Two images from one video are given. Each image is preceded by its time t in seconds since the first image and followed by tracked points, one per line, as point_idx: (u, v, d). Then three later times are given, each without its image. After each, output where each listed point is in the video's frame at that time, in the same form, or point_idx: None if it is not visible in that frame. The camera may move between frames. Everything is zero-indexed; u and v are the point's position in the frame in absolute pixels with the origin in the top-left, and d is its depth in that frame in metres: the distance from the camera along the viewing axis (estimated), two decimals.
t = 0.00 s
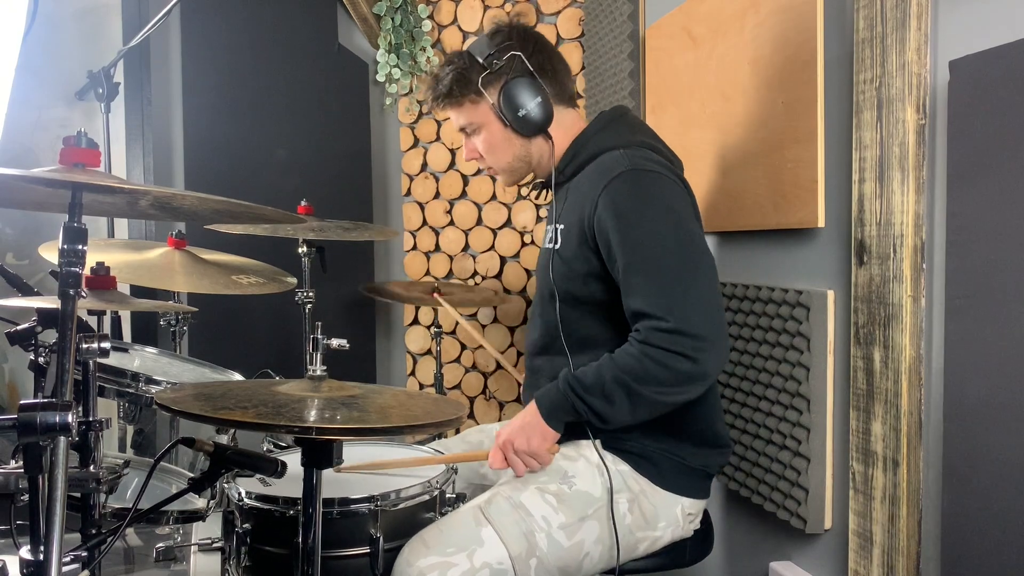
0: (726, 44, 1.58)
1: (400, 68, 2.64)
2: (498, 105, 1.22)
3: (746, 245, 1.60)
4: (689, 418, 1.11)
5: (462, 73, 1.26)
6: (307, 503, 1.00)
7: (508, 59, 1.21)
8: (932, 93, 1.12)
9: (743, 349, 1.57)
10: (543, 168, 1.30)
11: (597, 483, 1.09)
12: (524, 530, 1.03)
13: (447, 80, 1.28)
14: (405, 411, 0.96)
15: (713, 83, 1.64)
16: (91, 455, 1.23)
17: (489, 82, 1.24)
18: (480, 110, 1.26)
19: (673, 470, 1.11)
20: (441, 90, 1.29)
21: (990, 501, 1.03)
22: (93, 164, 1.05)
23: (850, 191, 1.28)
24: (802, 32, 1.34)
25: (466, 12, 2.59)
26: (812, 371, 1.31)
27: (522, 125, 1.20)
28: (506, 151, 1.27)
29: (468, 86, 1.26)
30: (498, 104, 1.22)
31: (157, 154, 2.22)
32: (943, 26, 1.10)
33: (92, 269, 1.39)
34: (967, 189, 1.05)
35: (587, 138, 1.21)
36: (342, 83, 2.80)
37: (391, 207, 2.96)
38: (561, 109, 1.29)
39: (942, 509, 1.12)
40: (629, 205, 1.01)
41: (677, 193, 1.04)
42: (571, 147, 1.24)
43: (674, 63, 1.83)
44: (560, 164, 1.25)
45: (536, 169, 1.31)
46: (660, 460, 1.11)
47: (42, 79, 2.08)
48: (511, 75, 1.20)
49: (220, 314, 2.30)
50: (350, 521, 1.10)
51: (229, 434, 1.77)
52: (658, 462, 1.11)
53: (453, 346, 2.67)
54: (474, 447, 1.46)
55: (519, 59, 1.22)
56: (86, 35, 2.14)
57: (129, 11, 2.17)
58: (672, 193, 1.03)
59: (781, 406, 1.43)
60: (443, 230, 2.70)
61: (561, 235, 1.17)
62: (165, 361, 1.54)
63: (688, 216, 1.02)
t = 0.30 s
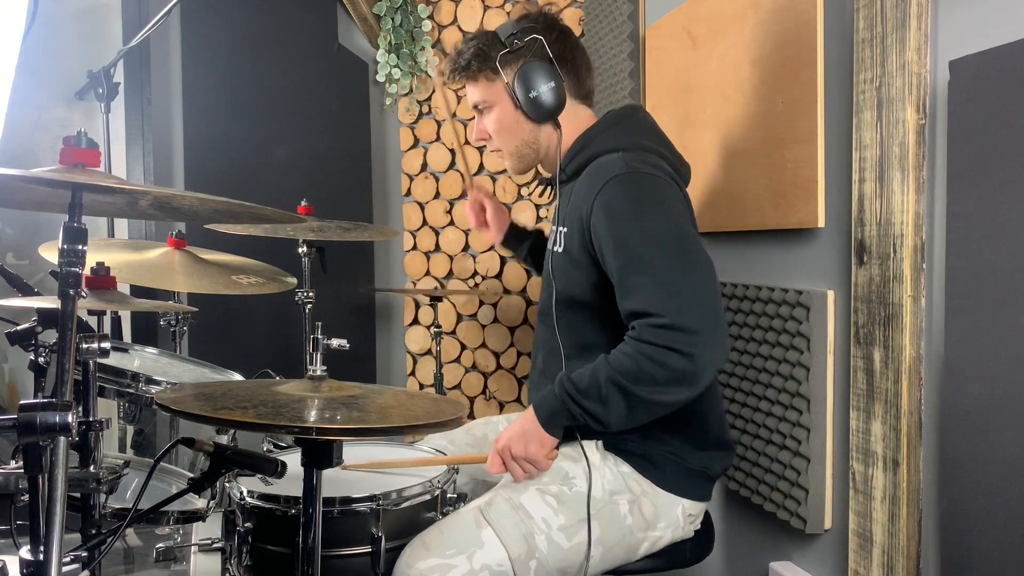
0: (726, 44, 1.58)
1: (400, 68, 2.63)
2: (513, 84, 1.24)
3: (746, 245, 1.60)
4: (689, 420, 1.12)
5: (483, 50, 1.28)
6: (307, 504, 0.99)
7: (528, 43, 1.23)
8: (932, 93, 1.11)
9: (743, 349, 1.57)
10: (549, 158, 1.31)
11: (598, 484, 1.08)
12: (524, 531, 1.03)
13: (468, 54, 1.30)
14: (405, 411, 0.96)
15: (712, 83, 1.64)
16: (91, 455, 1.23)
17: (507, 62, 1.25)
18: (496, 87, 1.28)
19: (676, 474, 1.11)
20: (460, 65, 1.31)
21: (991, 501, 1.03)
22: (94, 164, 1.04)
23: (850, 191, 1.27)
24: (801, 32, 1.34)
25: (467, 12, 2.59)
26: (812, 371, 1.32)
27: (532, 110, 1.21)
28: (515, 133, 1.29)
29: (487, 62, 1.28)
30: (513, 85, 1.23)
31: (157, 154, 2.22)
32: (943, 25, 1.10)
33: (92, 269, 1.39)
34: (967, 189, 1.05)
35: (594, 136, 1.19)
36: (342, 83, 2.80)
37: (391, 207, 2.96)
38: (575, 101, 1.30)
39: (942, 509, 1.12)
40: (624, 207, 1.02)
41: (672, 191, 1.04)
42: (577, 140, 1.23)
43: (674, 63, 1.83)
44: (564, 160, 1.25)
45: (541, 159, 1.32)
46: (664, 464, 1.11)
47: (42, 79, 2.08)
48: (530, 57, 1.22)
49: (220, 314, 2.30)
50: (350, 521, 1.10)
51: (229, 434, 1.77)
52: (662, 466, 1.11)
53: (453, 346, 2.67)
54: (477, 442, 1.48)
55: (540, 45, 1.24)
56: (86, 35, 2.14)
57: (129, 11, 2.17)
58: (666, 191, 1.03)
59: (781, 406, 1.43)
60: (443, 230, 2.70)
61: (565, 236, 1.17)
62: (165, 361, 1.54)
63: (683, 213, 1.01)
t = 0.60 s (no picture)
0: (726, 44, 1.58)
1: (400, 68, 2.66)
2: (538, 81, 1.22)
3: (746, 246, 1.60)
4: (695, 422, 1.10)
5: (510, 37, 1.26)
6: (306, 504, 0.99)
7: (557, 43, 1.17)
8: (932, 93, 1.11)
9: (743, 349, 1.57)
10: (550, 153, 1.36)
11: (603, 491, 1.08)
12: (522, 533, 1.04)
13: (495, 35, 1.28)
14: (405, 411, 0.96)
15: (712, 83, 1.64)
16: (91, 455, 1.23)
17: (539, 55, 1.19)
18: (519, 77, 1.29)
19: (684, 480, 1.10)
20: (485, 45, 1.30)
21: (991, 501, 1.03)
22: (93, 164, 1.04)
23: (849, 191, 1.27)
24: (801, 32, 1.34)
25: (466, 12, 2.58)
26: (812, 371, 1.32)
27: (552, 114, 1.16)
28: (528, 124, 1.32)
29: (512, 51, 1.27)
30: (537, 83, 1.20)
31: (157, 153, 2.22)
32: (942, 25, 1.10)
33: (92, 269, 1.38)
34: (967, 190, 1.05)
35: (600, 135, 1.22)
36: (342, 83, 2.80)
37: (391, 207, 2.96)
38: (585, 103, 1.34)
39: (942, 510, 1.12)
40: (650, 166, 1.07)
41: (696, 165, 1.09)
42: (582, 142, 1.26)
43: (674, 63, 1.83)
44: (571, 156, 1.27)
45: (543, 153, 1.37)
46: (672, 471, 1.09)
47: (42, 79, 2.08)
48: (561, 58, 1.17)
49: (221, 314, 2.30)
50: (350, 521, 1.10)
51: (229, 434, 1.77)
52: (669, 471, 1.10)
53: (453, 347, 2.68)
54: (477, 449, 1.47)
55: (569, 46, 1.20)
56: (86, 34, 2.14)
57: (129, 11, 2.17)
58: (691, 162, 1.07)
59: (781, 406, 1.43)
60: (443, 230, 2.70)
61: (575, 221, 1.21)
62: (165, 361, 1.54)
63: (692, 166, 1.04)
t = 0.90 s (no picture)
0: (726, 44, 1.58)
1: (400, 68, 2.67)
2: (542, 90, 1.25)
3: (747, 245, 1.60)
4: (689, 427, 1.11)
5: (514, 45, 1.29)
6: (307, 504, 1.00)
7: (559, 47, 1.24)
8: (932, 93, 1.11)
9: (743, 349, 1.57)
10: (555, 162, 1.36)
11: (606, 493, 1.09)
12: (524, 534, 1.04)
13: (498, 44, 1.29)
14: (405, 412, 0.96)
15: (712, 83, 1.64)
16: (91, 455, 1.23)
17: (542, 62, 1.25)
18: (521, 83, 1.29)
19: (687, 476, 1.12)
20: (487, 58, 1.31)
21: (991, 502, 1.03)
22: (94, 165, 1.05)
23: (849, 191, 1.27)
24: (801, 32, 1.34)
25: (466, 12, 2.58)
26: (812, 372, 1.32)
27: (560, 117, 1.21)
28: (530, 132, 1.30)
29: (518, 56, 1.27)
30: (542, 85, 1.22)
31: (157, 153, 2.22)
32: (942, 25, 1.10)
33: (93, 269, 1.39)
34: (968, 190, 1.05)
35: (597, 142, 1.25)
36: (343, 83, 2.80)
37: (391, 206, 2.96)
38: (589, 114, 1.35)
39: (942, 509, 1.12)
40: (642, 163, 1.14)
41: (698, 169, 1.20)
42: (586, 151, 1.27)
43: (674, 63, 1.83)
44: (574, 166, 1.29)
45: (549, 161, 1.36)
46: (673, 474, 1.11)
47: (42, 79, 2.08)
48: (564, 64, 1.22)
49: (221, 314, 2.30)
50: (350, 521, 1.10)
51: (229, 433, 1.77)
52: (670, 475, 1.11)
53: (453, 347, 2.68)
54: (482, 442, 1.48)
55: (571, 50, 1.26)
56: (86, 35, 2.14)
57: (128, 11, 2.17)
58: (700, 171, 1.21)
59: (781, 407, 1.43)
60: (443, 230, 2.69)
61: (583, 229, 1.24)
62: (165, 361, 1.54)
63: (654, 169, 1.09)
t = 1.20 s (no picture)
0: (727, 44, 1.58)
1: (400, 68, 2.65)
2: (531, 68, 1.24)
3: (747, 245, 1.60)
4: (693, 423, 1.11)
5: (514, 32, 1.30)
6: (307, 503, 0.99)
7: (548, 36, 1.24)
8: (932, 93, 1.11)
9: (743, 349, 1.57)
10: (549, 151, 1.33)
11: (606, 487, 1.10)
12: (526, 530, 1.04)
13: (498, 33, 1.32)
14: (405, 411, 0.96)
15: (712, 83, 1.64)
16: (91, 455, 1.23)
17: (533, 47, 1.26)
18: (514, 69, 1.30)
19: (685, 475, 1.12)
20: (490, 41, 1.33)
21: (990, 501, 1.03)
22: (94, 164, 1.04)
23: (850, 191, 1.27)
24: (801, 32, 1.33)
25: (466, 13, 2.59)
26: (812, 371, 1.32)
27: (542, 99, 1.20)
28: (518, 119, 1.30)
29: (513, 44, 1.29)
30: (528, 69, 1.23)
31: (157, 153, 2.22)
32: (943, 26, 1.10)
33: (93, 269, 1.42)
34: (968, 190, 1.05)
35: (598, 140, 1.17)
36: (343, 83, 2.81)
37: (391, 206, 2.97)
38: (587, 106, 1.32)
39: (942, 510, 1.12)
40: (593, 271, 1.01)
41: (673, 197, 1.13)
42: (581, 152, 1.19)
43: (674, 63, 1.83)
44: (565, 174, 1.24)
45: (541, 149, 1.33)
46: (673, 468, 1.11)
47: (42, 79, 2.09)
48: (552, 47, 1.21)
49: (221, 314, 2.30)
50: (350, 521, 1.10)
51: (229, 433, 1.77)
52: (670, 470, 1.11)
53: (453, 346, 2.68)
54: (480, 450, 1.47)
55: (564, 40, 1.25)
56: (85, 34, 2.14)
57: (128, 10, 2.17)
58: (670, 205, 1.10)
59: (781, 407, 1.43)
60: (443, 230, 2.70)
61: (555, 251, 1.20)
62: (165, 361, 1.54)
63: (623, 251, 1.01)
